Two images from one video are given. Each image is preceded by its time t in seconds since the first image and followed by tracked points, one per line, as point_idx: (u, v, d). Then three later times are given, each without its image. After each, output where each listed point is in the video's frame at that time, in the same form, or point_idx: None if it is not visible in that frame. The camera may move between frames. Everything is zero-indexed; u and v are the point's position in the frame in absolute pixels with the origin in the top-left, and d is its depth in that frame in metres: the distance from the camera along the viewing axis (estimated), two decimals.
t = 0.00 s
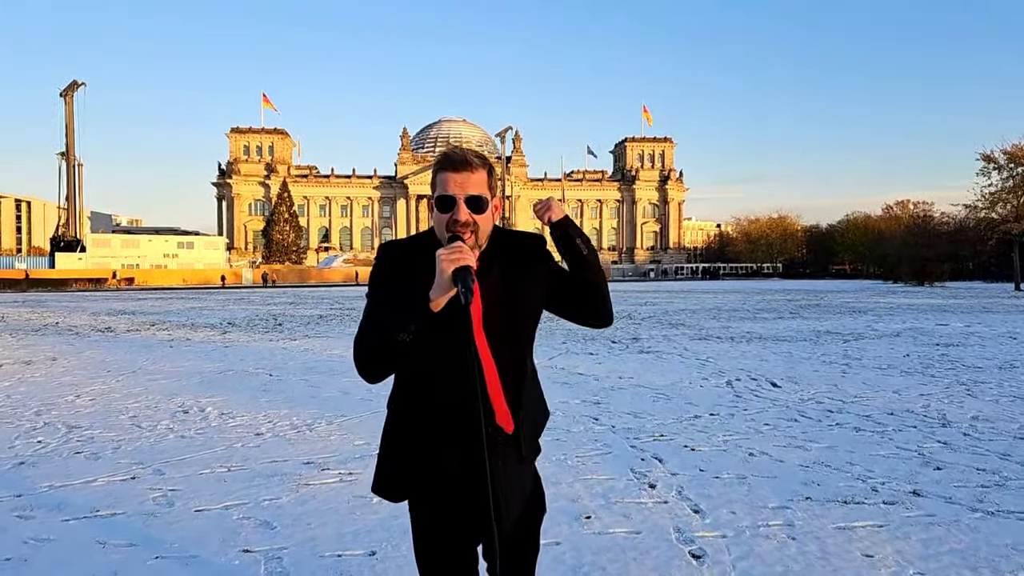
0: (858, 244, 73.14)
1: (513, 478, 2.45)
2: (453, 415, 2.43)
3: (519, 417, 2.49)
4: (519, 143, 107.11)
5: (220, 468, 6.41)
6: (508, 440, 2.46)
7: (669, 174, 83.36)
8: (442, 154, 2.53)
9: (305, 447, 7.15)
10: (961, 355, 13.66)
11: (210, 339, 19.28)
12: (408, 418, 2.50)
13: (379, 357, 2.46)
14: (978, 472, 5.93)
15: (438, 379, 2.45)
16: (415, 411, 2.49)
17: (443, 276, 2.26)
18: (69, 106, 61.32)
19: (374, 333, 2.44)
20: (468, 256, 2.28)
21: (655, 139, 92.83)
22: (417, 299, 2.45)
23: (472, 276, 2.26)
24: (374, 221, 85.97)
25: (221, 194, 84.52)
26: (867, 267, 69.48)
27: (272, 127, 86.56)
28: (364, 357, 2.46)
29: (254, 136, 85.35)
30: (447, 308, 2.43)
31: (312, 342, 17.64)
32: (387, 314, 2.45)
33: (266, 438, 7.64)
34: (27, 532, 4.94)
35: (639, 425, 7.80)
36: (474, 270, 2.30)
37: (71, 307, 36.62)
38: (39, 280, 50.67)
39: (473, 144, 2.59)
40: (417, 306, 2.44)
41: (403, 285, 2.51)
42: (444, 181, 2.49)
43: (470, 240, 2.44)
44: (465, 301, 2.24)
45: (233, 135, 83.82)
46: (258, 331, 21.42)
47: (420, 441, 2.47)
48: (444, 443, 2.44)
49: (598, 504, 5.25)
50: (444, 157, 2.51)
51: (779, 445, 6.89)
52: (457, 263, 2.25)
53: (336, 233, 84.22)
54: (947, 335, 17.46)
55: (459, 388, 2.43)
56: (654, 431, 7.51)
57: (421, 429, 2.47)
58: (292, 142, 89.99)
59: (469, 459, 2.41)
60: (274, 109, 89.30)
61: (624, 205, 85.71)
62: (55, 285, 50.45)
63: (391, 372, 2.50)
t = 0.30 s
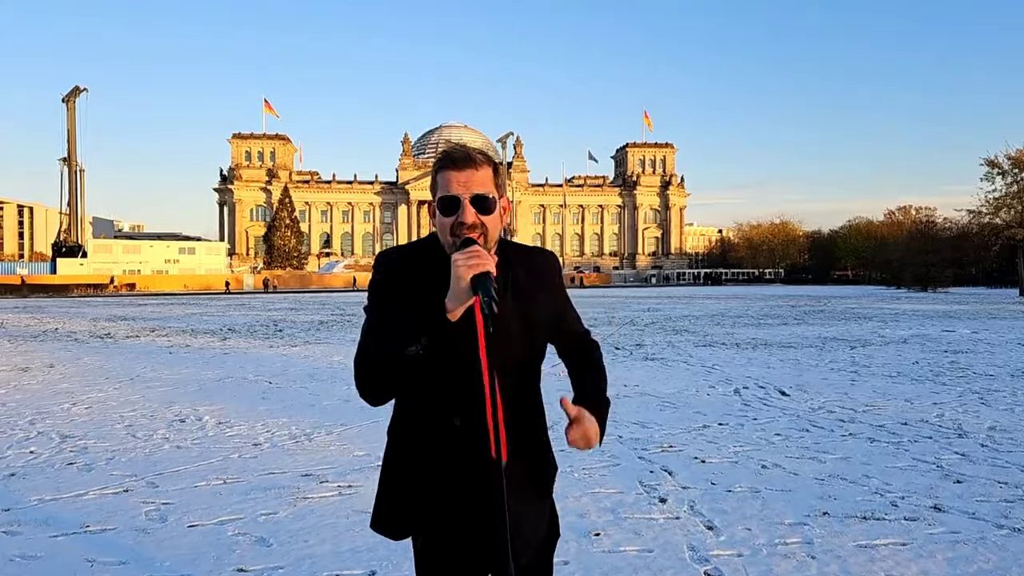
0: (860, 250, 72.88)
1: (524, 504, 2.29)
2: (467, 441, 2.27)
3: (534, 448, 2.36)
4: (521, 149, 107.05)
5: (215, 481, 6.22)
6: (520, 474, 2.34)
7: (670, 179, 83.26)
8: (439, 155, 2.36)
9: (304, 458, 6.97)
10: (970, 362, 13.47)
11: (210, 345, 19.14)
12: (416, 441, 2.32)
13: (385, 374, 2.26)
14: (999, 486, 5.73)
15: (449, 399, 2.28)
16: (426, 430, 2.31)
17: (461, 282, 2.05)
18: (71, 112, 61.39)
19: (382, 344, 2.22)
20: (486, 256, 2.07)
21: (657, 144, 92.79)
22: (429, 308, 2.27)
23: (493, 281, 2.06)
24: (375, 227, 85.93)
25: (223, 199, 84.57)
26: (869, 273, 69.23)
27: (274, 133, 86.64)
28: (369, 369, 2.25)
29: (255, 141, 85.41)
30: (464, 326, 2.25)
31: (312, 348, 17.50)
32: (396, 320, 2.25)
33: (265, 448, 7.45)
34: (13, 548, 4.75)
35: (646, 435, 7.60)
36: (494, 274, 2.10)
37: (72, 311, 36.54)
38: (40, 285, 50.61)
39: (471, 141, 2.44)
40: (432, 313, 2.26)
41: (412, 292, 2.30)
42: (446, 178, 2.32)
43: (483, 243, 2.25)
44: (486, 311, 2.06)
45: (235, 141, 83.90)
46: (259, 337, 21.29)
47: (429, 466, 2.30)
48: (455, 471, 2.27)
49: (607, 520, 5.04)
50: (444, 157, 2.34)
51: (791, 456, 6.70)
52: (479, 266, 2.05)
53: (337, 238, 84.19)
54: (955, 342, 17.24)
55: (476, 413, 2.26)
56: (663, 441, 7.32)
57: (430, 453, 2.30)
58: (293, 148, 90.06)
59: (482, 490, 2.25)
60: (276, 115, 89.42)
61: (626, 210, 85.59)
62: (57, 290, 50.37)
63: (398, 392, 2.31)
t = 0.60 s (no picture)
0: (863, 254, 72.77)
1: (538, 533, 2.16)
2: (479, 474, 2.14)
3: (545, 491, 2.28)
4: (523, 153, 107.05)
5: (212, 491, 6.04)
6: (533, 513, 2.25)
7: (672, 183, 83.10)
8: (496, 145, 2.28)
9: (303, 467, 6.77)
10: (980, 368, 13.25)
11: (211, 349, 19.00)
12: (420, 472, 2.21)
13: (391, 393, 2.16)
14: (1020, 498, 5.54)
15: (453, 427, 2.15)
16: (434, 452, 2.17)
17: (508, 288, 1.95)
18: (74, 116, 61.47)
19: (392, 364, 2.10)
20: (539, 260, 1.99)
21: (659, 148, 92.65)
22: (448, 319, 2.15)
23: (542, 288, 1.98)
24: (377, 231, 85.86)
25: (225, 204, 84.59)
26: (872, 277, 68.85)
27: (276, 138, 86.69)
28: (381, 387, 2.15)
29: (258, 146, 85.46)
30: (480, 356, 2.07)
31: (313, 353, 17.35)
32: (391, 324, 2.14)
33: (263, 456, 7.27)
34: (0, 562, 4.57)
35: (654, 443, 7.44)
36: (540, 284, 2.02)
37: (73, 315, 36.45)
38: (42, 289, 50.53)
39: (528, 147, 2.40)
40: (448, 327, 2.10)
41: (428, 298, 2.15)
42: (499, 171, 2.22)
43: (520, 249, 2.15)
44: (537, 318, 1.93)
45: (238, 145, 83.95)
46: (260, 341, 21.15)
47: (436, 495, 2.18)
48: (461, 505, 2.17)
49: (617, 532, 4.85)
50: (499, 148, 2.28)
51: (803, 465, 6.52)
52: (528, 269, 1.96)
53: (339, 242, 84.14)
54: (963, 347, 17.02)
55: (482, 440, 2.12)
56: (671, 449, 7.14)
57: (442, 515, 2.15)
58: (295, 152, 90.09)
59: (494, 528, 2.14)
60: (278, 120, 89.52)
61: (628, 214, 85.42)
62: (59, 294, 50.28)
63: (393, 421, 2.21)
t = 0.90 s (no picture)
0: (867, 257, 72.54)
1: (536, 566, 2.02)
2: (481, 507, 1.96)
3: (546, 518, 2.11)
4: (525, 156, 106.96)
5: (206, 500, 5.90)
6: (536, 555, 2.05)
7: (675, 186, 83.00)
8: (422, 157, 2.12)
9: (299, 475, 6.64)
10: (989, 372, 13.06)
11: (211, 353, 18.88)
12: (413, 502, 2.01)
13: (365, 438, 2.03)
14: None
15: (449, 449, 1.97)
16: (429, 477, 2.00)
17: (471, 305, 1.82)
18: (77, 120, 61.54)
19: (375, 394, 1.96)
20: (499, 270, 1.85)
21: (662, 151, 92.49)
22: (439, 337, 2.01)
23: (507, 302, 1.84)
24: (379, 233, 85.81)
25: (228, 206, 84.58)
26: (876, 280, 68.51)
27: (279, 141, 86.70)
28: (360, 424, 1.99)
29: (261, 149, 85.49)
30: (473, 363, 1.96)
31: (314, 357, 17.22)
32: (374, 337, 2.04)
33: (260, 463, 7.12)
34: None
35: (659, 451, 7.27)
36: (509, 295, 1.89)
37: (75, 318, 36.34)
38: (45, 292, 50.47)
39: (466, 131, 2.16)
40: (434, 345, 1.99)
41: (411, 295, 2.07)
42: (447, 177, 2.09)
43: (499, 255, 2.01)
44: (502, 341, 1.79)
45: (240, 148, 84.01)
46: (261, 345, 21.04)
47: (435, 558, 1.98)
48: (456, 539, 1.97)
49: (620, 545, 4.70)
50: (435, 153, 2.11)
51: (811, 475, 6.34)
52: (492, 285, 1.83)
53: (342, 245, 84.10)
54: (971, 350, 16.80)
55: (481, 462, 1.96)
56: (676, 457, 6.98)
57: (435, 543, 1.98)
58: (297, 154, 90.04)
59: (495, 563, 1.94)
60: (281, 123, 89.56)
61: (630, 217, 85.27)
62: (62, 297, 50.18)
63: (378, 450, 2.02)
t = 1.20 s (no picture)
0: (870, 259, 72.26)
1: None
2: (475, 541, 1.82)
3: (552, 546, 1.97)
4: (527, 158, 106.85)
5: (201, 510, 5.76)
6: None
7: (677, 188, 82.87)
8: (484, 147, 2.02)
9: (297, 483, 6.50)
10: (998, 376, 12.88)
11: (211, 357, 18.75)
12: (404, 531, 1.87)
13: (347, 472, 1.87)
14: None
15: (445, 479, 1.84)
16: (423, 505, 1.86)
17: (481, 326, 1.67)
18: (80, 123, 61.60)
19: (369, 420, 1.83)
20: (522, 288, 1.69)
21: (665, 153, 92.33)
22: (441, 357, 1.88)
23: (525, 324, 1.69)
24: (382, 236, 85.73)
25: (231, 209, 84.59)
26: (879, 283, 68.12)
27: (281, 143, 86.72)
28: (351, 449, 1.85)
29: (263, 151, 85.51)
30: (478, 395, 1.82)
31: (314, 361, 17.08)
32: (370, 356, 1.91)
33: (256, 471, 6.99)
34: None
35: (664, 458, 7.12)
36: (528, 315, 1.72)
37: (76, 322, 36.25)
38: (47, 295, 50.41)
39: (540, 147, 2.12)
40: (436, 367, 1.86)
41: (403, 315, 1.93)
42: (500, 177, 1.98)
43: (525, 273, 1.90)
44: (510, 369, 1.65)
45: (243, 151, 84.03)
46: (263, 348, 20.91)
47: None
48: (451, 561, 1.84)
49: (625, 558, 4.57)
50: (491, 153, 2.00)
51: (821, 484, 6.18)
52: (512, 302, 1.67)
53: (344, 248, 84.03)
54: (978, 354, 16.62)
55: (479, 493, 1.83)
56: (681, 465, 6.84)
57: None
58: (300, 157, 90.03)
59: None
60: (284, 126, 89.62)
61: (633, 219, 85.09)
62: (64, 300, 50.09)
63: (363, 489, 1.89)
